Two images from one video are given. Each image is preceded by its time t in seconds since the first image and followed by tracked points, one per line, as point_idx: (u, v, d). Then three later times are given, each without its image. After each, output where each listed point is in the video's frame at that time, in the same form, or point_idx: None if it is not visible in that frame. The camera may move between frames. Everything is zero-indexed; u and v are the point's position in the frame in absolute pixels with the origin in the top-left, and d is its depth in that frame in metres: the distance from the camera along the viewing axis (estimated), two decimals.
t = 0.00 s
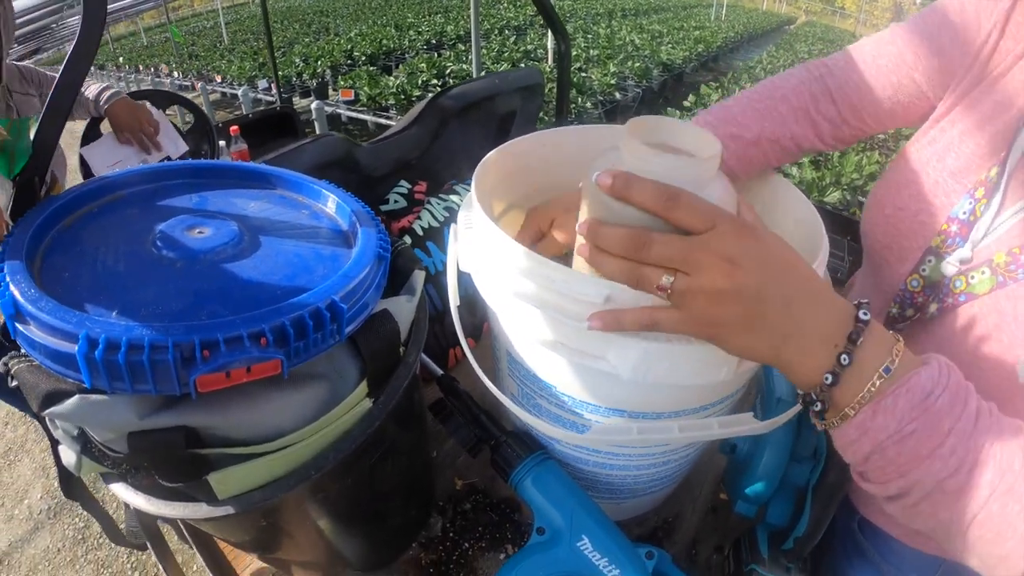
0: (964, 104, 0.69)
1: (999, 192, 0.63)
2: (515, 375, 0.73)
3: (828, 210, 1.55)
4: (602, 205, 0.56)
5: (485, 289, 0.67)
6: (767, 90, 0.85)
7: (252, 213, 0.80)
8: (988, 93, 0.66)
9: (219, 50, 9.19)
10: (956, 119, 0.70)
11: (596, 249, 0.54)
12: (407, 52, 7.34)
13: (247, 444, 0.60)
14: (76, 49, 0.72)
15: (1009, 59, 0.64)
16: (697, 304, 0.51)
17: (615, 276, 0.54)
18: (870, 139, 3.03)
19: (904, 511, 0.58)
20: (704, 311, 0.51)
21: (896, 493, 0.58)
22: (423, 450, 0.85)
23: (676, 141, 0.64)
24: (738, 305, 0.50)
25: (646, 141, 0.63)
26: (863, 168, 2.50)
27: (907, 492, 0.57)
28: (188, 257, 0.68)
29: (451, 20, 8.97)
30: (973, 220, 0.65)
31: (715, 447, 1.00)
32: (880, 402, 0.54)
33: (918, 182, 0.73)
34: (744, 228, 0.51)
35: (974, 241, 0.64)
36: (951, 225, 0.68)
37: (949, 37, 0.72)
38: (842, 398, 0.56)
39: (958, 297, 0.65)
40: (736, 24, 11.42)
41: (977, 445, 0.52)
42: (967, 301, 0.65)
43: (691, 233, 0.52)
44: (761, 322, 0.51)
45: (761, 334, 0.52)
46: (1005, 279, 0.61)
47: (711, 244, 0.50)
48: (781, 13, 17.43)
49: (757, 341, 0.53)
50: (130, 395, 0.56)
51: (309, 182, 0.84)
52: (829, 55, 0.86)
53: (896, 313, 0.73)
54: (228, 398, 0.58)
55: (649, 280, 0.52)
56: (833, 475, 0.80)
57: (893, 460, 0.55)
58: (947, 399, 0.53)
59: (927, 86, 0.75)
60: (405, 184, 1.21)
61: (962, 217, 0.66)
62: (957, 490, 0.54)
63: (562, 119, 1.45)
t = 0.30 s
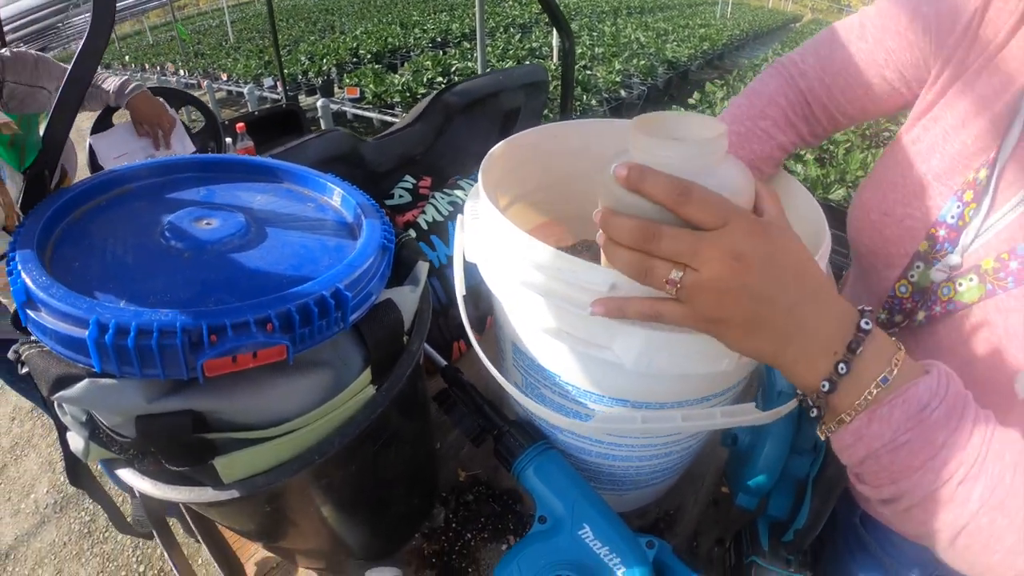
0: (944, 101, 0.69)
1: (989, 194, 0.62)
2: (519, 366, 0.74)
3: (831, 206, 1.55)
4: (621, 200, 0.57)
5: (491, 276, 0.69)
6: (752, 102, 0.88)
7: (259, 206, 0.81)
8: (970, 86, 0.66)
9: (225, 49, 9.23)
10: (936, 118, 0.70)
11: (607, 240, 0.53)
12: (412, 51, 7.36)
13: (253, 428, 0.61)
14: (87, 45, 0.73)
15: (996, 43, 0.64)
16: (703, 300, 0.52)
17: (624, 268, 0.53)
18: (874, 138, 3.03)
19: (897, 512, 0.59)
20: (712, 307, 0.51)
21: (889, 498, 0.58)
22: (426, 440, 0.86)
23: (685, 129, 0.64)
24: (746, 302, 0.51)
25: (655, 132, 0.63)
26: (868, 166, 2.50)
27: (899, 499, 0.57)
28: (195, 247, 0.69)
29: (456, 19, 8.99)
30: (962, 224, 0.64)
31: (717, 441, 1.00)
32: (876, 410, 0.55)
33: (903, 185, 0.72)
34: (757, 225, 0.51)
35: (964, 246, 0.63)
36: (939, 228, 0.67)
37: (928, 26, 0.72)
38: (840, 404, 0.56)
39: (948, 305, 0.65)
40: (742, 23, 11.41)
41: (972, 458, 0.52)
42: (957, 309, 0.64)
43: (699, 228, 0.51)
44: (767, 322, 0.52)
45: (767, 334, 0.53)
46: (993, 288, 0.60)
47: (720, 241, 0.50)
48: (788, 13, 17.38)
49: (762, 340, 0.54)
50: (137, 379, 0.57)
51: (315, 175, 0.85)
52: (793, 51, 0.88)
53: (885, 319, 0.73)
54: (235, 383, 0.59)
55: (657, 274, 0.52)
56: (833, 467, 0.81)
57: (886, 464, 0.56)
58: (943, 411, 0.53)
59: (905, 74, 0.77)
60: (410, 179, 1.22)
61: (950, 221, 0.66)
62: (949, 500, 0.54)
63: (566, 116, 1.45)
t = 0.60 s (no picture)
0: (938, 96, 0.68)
1: (989, 189, 0.59)
2: (527, 352, 0.76)
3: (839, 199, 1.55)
4: (600, 108, 0.54)
5: (499, 262, 0.70)
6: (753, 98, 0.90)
7: (268, 192, 0.82)
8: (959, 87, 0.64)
9: (234, 45, 9.27)
10: (932, 113, 0.68)
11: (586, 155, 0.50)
12: (421, 46, 7.36)
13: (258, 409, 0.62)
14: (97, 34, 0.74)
15: (996, 35, 0.61)
16: (691, 223, 0.47)
17: (603, 183, 0.49)
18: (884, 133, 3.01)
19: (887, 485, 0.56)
20: (691, 235, 0.48)
21: (881, 468, 0.56)
22: (431, 426, 0.86)
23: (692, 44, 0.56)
24: (734, 225, 0.47)
25: (650, 43, 0.55)
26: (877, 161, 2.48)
27: (894, 468, 0.55)
28: (204, 232, 0.70)
29: (465, 15, 8.98)
30: (961, 220, 0.63)
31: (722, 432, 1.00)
32: (878, 363, 0.53)
33: (901, 181, 0.71)
34: (752, 140, 0.46)
35: (964, 241, 0.61)
36: (939, 224, 0.66)
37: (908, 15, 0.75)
38: (840, 352, 0.54)
39: (942, 301, 0.64)
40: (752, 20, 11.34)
41: (979, 430, 0.49)
42: (952, 305, 0.63)
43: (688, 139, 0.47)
44: (760, 249, 0.48)
45: (756, 265, 0.49)
46: (991, 285, 0.58)
47: (714, 155, 0.45)
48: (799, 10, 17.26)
49: (751, 279, 0.50)
50: (145, 358, 0.57)
51: (323, 163, 0.86)
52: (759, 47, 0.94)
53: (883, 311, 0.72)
54: (242, 362, 0.60)
55: (638, 191, 0.48)
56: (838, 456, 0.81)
57: (879, 427, 0.53)
58: (951, 370, 0.50)
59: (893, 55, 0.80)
60: (417, 170, 1.23)
61: (950, 217, 0.64)
62: (947, 475, 0.51)
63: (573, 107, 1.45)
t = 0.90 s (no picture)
0: (953, 82, 0.64)
1: (1000, 180, 0.58)
2: (532, 351, 0.76)
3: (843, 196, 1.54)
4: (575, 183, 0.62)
5: (503, 264, 0.71)
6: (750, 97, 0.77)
7: (271, 188, 0.82)
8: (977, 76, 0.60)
9: (240, 44, 9.31)
10: (946, 100, 0.65)
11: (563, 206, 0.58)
12: (425, 44, 7.36)
13: (259, 401, 0.62)
14: (102, 31, 0.74)
15: (1009, 22, 0.56)
16: (658, 242, 0.51)
17: (581, 230, 0.56)
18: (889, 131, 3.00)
19: (864, 478, 0.52)
20: (660, 255, 0.51)
21: (855, 461, 0.52)
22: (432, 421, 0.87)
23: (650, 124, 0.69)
24: (695, 244, 0.50)
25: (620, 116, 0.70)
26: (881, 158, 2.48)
27: (869, 461, 0.50)
28: (208, 227, 0.70)
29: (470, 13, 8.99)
30: (970, 209, 0.61)
31: (724, 429, 1.00)
32: (843, 356, 0.49)
33: (912, 167, 0.70)
34: (696, 171, 0.53)
35: (971, 231, 0.60)
36: (948, 212, 0.64)
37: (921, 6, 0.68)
38: (806, 350, 0.52)
39: (948, 288, 0.63)
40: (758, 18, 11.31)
41: (947, 416, 0.46)
42: (957, 293, 0.62)
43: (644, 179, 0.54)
44: (725, 264, 0.51)
45: (725, 278, 0.52)
46: (996, 275, 0.57)
47: (663, 187, 0.52)
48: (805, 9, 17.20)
49: (722, 288, 0.52)
50: (148, 349, 0.58)
51: (326, 159, 0.86)
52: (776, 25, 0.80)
53: (889, 298, 0.72)
54: (244, 354, 0.61)
55: (609, 228, 0.54)
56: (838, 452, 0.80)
57: (852, 420, 0.49)
58: (917, 361, 0.47)
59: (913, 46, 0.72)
60: (421, 166, 1.23)
61: (959, 206, 0.62)
62: (919, 464, 0.48)
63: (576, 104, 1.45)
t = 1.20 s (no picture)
0: (976, 72, 0.62)
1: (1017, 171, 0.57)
2: (533, 354, 0.76)
3: (845, 196, 1.54)
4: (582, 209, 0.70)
5: (503, 268, 0.70)
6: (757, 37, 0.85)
7: (272, 193, 0.82)
8: (997, 66, 0.59)
9: (242, 46, 9.32)
10: (970, 90, 0.63)
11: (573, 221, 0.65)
12: (427, 45, 7.37)
13: (260, 407, 0.62)
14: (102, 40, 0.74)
15: (1010, 37, 0.57)
16: (651, 237, 0.56)
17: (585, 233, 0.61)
18: (890, 129, 3.00)
19: (876, 460, 0.51)
20: (660, 239, 0.55)
21: (866, 439, 0.51)
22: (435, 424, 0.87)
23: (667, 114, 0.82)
24: (689, 224, 0.55)
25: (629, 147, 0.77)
26: (883, 157, 2.47)
27: (880, 436, 0.49)
28: (208, 232, 0.70)
29: (471, 14, 9.00)
30: (989, 196, 0.60)
31: (727, 431, 1.00)
32: (851, 323, 0.49)
33: (931, 158, 0.68)
34: (685, 178, 0.61)
35: (988, 219, 0.60)
36: (967, 200, 0.63)
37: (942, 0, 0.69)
38: (813, 320, 0.51)
39: (966, 274, 0.61)
40: (760, 17, 11.30)
41: (959, 382, 0.46)
42: (975, 280, 0.60)
43: (639, 190, 0.62)
44: (720, 237, 0.55)
45: (721, 249, 0.54)
46: (1015, 259, 0.57)
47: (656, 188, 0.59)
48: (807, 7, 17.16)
49: (718, 260, 0.54)
50: (149, 356, 0.58)
51: (327, 163, 0.86)
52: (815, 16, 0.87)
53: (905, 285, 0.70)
54: (245, 360, 0.61)
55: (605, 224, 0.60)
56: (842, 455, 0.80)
57: (861, 392, 0.48)
58: (924, 325, 0.47)
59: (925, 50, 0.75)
60: (422, 169, 1.23)
61: (978, 193, 0.61)
62: (933, 435, 0.47)
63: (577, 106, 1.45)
